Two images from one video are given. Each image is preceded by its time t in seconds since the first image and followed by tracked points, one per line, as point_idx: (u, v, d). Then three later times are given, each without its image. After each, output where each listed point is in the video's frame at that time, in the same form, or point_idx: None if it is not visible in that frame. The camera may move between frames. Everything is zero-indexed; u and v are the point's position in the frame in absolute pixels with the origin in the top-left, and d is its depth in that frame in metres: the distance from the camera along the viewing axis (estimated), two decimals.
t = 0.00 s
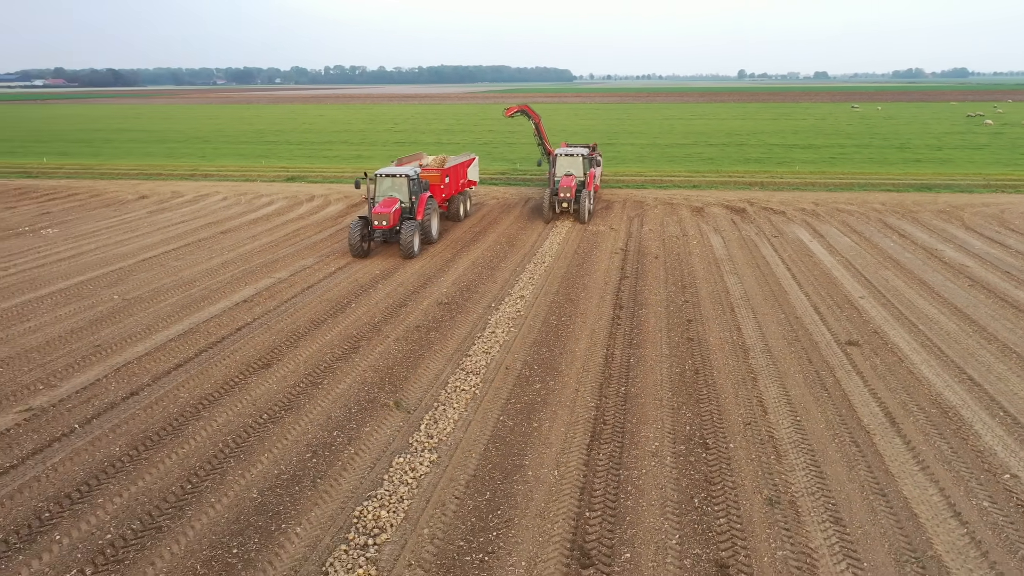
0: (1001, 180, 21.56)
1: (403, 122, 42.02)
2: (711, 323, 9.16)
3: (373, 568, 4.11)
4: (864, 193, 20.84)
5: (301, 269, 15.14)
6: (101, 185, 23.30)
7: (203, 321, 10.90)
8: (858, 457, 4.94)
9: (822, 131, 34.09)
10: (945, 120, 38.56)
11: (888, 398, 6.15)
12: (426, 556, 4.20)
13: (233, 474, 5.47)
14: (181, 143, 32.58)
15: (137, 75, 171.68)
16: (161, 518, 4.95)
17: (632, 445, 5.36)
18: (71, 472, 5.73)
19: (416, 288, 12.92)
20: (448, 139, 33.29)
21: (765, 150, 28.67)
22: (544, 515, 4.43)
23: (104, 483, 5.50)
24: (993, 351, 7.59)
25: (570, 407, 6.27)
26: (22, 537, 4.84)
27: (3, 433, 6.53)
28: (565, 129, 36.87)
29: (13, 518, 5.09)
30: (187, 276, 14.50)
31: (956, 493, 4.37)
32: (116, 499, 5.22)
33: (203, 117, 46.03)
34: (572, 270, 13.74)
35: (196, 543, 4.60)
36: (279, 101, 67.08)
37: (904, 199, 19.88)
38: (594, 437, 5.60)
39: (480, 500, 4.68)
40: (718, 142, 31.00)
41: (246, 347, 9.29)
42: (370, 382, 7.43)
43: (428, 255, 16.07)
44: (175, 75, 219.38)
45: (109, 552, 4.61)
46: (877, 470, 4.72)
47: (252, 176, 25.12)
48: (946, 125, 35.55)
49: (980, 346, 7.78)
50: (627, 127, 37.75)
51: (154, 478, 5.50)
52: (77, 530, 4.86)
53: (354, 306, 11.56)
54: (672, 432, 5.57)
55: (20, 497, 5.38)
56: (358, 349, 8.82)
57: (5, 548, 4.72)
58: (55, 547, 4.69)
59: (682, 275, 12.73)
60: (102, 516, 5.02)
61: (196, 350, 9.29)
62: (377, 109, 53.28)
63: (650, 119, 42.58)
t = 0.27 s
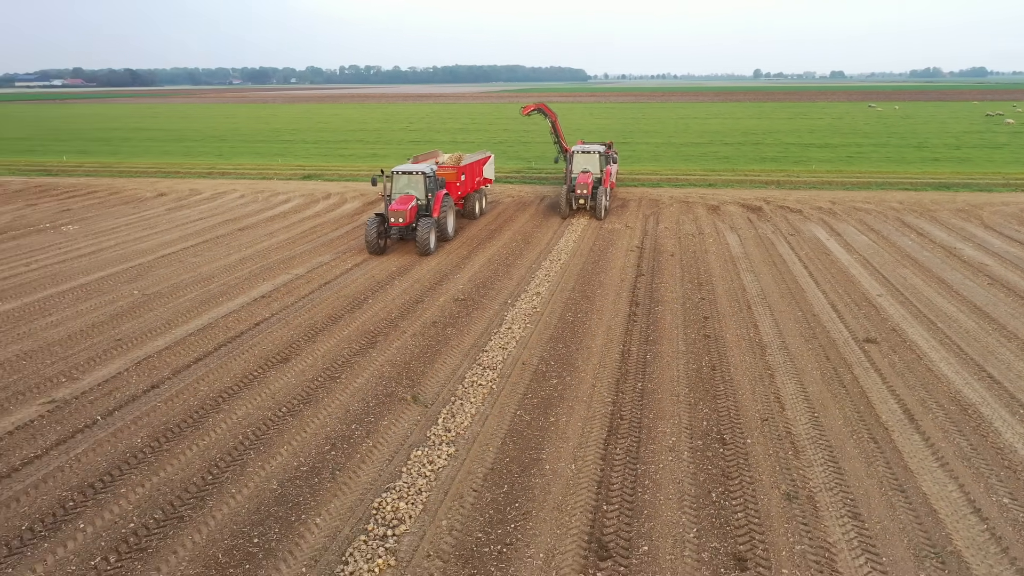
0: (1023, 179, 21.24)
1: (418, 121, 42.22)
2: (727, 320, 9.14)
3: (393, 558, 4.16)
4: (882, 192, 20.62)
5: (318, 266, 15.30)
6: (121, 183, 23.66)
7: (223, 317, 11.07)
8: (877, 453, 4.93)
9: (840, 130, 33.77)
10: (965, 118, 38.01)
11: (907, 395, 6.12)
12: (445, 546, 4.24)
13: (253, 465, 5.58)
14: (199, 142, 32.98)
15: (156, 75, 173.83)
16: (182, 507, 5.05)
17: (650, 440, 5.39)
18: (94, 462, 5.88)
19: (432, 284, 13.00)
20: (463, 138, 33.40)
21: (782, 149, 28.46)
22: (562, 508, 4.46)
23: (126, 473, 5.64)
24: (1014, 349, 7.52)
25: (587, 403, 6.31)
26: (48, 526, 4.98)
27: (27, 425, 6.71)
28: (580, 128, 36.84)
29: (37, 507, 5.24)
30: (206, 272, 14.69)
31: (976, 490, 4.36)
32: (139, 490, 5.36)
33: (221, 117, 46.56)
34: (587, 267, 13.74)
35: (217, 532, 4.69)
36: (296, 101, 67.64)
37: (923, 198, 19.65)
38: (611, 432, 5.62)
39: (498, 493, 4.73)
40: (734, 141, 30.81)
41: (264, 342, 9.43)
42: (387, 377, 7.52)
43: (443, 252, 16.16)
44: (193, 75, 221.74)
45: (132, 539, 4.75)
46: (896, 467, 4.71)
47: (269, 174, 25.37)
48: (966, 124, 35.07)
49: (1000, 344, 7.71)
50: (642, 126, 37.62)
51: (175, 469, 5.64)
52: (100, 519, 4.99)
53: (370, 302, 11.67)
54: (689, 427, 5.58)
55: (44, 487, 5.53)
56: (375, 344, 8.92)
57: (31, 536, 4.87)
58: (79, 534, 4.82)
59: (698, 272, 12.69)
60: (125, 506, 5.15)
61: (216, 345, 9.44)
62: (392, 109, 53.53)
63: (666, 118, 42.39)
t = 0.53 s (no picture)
0: None
1: (430, 120, 42.35)
2: (739, 317, 9.12)
3: (404, 550, 4.23)
4: (896, 191, 20.45)
5: (330, 263, 15.43)
6: (137, 182, 23.96)
7: (236, 313, 11.21)
8: (888, 449, 4.94)
9: (853, 129, 33.51)
10: (983, 117, 37.54)
11: (919, 392, 6.11)
12: (456, 538, 4.31)
13: (266, 458, 5.70)
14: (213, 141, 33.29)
15: (170, 74, 175.20)
16: (196, 499, 5.19)
17: (661, 435, 5.41)
18: (110, 454, 6.01)
19: (444, 281, 13.07)
20: (475, 137, 33.48)
21: (795, 148, 28.27)
22: (572, 502, 4.50)
23: (141, 465, 5.78)
24: None
25: (598, 398, 6.34)
26: (65, 515, 5.11)
27: (44, 417, 6.85)
28: (591, 127, 36.78)
29: (55, 497, 5.37)
30: (219, 268, 14.85)
31: (988, 486, 4.36)
32: (154, 481, 5.50)
33: (235, 117, 46.96)
34: (598, 264, 13.75)
35: (231, 523, 4.83)
36: (308, 100, 67.69)
37: (938, 197, 19.46)
38: (622, 427, 5.65)
39: (509, 487, 4.79)
40: (746, 140, 30.65)
41: (277, 338, 9.55)
42: (399, 372, 7.61)
43: (455, 250, 16.23)
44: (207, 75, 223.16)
45: (148, 529, 4.87)
46: (908, 463, 4.71)
47: (281, 172, 25.58)
48: (983, 123, 34.65)
49: (1013, 343, 7.67)
50: (654, 125, 37.51)
51: (189, 462, 5.77)
52: (117, 510, 5.13)
53: (382, 298, 11.77)
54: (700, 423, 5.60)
55: (62, 478, 5.65)
56: (386, 340, 9.01)
57: (47, 526, 4.99)
58: (96, 525, 4.96)
59: (709, 270, 12.66)
60: (140, 497, 5.29)
61: (229, 340, 9.57)
62: (404, 108, 53.72)
63: (678, 117, 42.22)
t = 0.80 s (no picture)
0: None
1: (437, 120, 42.44)
2: (742, 315, 9.11)
3: (404, 542, 4.27)
4: (904, 190, 20.33)
5: (335, 260, 15.50)
6: (146, 180, 24.15)
7: (242, 309, 11.29)
8: (889, 447, 4.94)
9: (861, 129, 33.34)
10: (994, 117, 37.24)
11: (921, 390, 6.11)
12: (456, 531, 4.35)
13: (269, 452, 5.77)
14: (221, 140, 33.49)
15: (179, 73, 175.85)
16: (199, 492, 5.26)
17: (661, 432, 5.42)
18: (115, 448, 6.08)
19: (448, 277, 13.11)
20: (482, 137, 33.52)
21: (804, 147, 28.15)
22: (571, 496, 4.53)
23: (146, 458, 5.85)
24: None
25: (600, 395, 6.35)
26: (70, 507, 5.19)
27: (51, 411, 6.93)
28: (599, 127, 36.74)
29: (60, 489, 5.44)
30: (225, 265, 14.94)
31: (988, 484, 4.36)
32: (157, 474, 5.57)
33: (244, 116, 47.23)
34: (602, 262, 13.75)
35: (233, 515, 4.90)
36: (316, 100, 67.81)
37: (947, 196, 19.33)
38: (623, 423, 5.66)
39: (509, 481, 4.83)
40: (754, 140, 30.54)
41: (282, 334, 9.62)
42: (401, 368, 7.66)
43: (460, 248, 16.27)
44: (215, 74, 223.80)
45: (151, 521, 4.94)
46: (908, 460, 4.71)
47: (289, 171, 25.71)
48: (994, 123, 34.38)
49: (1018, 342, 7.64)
50: (662, 124, 37.44)
51: (193, 455, 5.83)
52: (121, 501, 5.20)
53: (387, 295, 11.83)
54: (701, 420, 5.61)
55: (67, 470, 5.72)
56: (390, 337, 9.06)
57: (52, 517, 5.06)
58: (100, 516, 5.03)
59: (714, 268, 12.65)
60: (144, 489, 5.35)
61: (234, 336, 9.64)
62: (413, 108, 53.86)
63: (686, 116, 42.11)
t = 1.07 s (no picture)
0: None
1: (440, 119, 42.44)
2: (734, 311, 9.08)
3: (380, 532, 4.30)
4: (905, 189, 20.23)
5: (332, 257, 15.52)
6: (147, 177, 24.22)
7: (236, 304, 11.31)
8: (870, 441, 4.93)
9: (865, 128, 33.18)
10: (1000, 117, 37.02)
11: (907, 386, 6.09)
12: (433, 522, 4.38)
13: (252, 444, 5.79)
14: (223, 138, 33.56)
15: (186, 73, 175.18)
16: (182, 482, 5.29)
17: (644, 427, 5.41)
18: (101, 439, 6.10)
19: (443, 274, 13.10)
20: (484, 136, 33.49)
21: (807, 147, 28.07)
22: (550, 489, 4.54)
23: (130, 449, 5.87)
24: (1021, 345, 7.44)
25: (585, 390, 6.33)
26: (52, 497, 5.20)
27: (40, 403, 6.96)
28: (601, 126, 36.68)
29: (43, 479, 5.45)
30: (221, 260, 14.95)
31: (966, 478, 4.36)
32: (141, 465, 5.58)
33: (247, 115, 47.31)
34: (598, 259, 13.72)
35: (213, 505, 4.93)
36: (321, 100, 67.77)
37: (948, 195, 19.24)
38: (606, 418, 5.66)
39: (489, 474, 4.84)
40: (757, 139, 30.46)
41: (274, 329, 9.63)
42: (390, 362, 7.67)
43: (457, 245, 16.26)
44: (218, 73, 223.75)
45: (132, 511, 4.96)
46: (889, 455, 4.70)
47: (291, 169, 25.71)
48: (1000, 123, 34.19)
49: (1006, 339, 7.62)
50: (664, 124, 37.38)
51: (177, 447, 5.85)
52: (103, 491, 5.21)
53: (381, 291, 11.83)
54: (685, 415, 5.60)
55: (52, 461, 5.75)
56: (381, 332, 9.07)
57: (35, 506, 5.08)
58: (82, 506, 5.04)
59: (709, 266, 12.62)
60: (127, 479, 5.37)
61: (226, 331, 9.66)
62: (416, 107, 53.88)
63: (690, 116, 42.02)
